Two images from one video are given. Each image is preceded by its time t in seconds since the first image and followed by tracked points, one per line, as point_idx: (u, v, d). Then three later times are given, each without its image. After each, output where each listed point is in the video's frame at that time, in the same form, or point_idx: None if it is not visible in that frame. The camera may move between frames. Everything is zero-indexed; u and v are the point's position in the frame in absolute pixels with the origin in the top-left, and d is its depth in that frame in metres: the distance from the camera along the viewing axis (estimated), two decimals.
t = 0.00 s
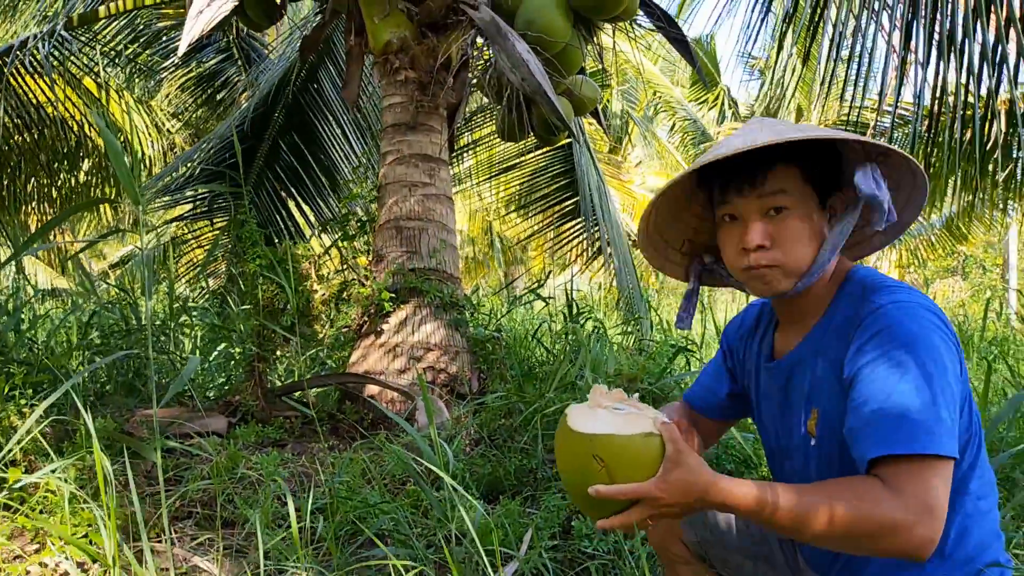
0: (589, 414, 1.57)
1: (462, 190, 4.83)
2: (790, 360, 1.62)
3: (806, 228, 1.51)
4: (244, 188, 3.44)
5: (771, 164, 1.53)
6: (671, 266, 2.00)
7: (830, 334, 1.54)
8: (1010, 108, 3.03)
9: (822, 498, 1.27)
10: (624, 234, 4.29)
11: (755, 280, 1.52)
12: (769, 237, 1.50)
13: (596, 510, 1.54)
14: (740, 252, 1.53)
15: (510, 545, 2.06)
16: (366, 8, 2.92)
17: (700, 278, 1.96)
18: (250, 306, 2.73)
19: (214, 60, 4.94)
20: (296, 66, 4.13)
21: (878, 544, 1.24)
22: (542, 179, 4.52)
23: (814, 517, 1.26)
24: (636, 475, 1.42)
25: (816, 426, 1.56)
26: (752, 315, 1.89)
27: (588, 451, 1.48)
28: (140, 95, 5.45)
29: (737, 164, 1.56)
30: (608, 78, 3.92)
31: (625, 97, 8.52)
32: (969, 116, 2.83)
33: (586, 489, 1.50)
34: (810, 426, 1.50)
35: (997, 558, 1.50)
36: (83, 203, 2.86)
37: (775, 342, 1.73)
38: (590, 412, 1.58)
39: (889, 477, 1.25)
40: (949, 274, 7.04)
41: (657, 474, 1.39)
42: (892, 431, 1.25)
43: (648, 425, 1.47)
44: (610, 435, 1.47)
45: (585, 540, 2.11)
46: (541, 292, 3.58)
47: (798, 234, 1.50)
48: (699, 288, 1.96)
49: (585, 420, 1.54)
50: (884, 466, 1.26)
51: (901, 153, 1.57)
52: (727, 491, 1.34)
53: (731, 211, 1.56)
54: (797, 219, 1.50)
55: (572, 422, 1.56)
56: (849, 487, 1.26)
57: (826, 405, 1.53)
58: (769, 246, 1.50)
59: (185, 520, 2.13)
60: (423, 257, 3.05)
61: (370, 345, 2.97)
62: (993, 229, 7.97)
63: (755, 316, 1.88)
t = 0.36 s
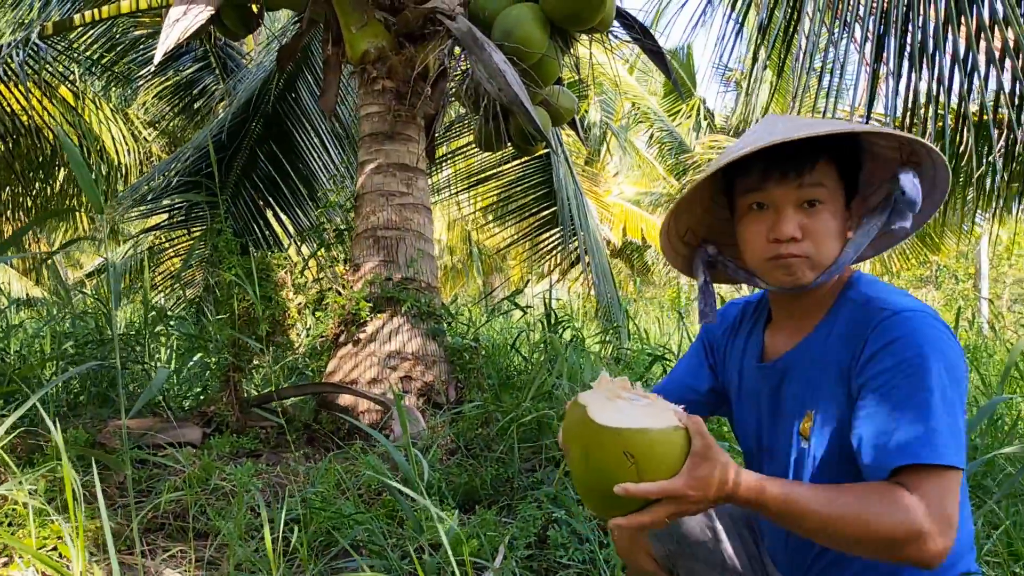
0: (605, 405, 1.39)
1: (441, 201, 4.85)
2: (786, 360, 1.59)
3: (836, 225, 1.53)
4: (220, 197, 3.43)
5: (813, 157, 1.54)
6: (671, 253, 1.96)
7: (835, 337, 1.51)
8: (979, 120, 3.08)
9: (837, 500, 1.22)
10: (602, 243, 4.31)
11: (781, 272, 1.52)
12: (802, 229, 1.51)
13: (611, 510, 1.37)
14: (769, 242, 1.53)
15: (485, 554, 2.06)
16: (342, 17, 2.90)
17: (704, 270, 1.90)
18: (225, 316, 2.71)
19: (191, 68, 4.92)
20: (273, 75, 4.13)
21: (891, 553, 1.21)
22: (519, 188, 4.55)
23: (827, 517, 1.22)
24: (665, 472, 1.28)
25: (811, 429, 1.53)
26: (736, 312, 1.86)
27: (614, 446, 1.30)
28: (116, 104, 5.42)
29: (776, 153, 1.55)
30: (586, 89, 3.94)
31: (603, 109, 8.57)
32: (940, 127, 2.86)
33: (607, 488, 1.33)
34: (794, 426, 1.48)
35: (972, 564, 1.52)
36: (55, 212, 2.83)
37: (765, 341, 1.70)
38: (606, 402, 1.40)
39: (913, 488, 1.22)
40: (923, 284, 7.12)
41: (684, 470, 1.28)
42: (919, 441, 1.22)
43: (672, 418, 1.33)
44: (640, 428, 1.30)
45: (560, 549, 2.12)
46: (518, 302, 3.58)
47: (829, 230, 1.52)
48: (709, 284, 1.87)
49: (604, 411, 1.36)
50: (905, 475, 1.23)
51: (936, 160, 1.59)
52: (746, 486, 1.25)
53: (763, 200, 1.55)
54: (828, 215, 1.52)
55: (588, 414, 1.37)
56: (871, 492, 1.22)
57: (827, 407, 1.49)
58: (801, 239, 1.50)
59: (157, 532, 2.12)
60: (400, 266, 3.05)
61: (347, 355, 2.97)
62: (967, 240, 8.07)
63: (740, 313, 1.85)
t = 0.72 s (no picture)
0: (640, 407, 1.25)
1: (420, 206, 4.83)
2: (771, 361, 1.59)
3: (820, 231, 1.54)
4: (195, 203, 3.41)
5: (796, 164, 1.53)
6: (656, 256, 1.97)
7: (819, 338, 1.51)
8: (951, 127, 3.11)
9: (862, 496, 1.20)
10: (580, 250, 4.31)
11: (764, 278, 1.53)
12: (786, 237, 1.52)
13: (644, 526, 1.22)
14: (753, 249, 1.54)
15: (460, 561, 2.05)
16: (319, 22, 2.91)
17: (688, 274, 1.90)
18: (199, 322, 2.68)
19: (167, 73, 4.90)
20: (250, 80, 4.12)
21: (908, 548, 1.20)
22: (498, 194, 4.54)
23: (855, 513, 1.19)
24: (713, 478, 1.15)
25: (795, 430, 1.52)
26: (717, 314, 1.86)
27: (666, 452, 1.16)
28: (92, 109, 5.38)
29: (758, 161, 1.54)
30: (563, 95, 3.95)
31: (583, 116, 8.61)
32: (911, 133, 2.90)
33: (650, 501, 1.18)
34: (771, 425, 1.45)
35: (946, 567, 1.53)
36: (27, 218, 2.81)
37: (747, 342, 1.70)
38: (641, 404, 1.25)
39: (924, 481, 1.22)
40: (899, 291, 7.18)
41: (725, 475, 1.15)
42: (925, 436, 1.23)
43: (711, 420, 1.21)
44: (692, 432, 1.16)
45: (536, 555, 2.11)
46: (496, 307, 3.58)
47: (813, 237, 1.52)
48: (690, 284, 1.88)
49: (644, 413, 1.22)
50: (911, 472, 1.24)
51: (919, 164, 1.61)
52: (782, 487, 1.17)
53: (746, 207, 1.55)
54: (812, 220, 1.53)
55: (628, 418, 1.22)
56: (886, 488, 1.21)
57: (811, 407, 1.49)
58: (785, 246, 1.51)
59: (128, 540, 2.09)
60: (377, 271, 3.03)
61: (322, 361, 2.95)
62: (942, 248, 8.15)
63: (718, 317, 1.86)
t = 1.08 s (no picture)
0: (689, 428, 1.20)
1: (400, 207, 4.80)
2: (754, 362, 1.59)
3: (798, 243, 1.55)
4: (171, 206, 3.38)
5: (775, 177, 1.54)
6: (640, 261, 1.97)
7: (804, 344, 1.53)
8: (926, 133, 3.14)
9: (877, 505, 1.20)
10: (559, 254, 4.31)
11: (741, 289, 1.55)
12: (764, 249, 1.53)
13: (695, 556, 1.18)
14: (731, 260, 1.56)
15: (440, 567, 2.04)
16: (297, 23, 2.86)
17: (672, 280, 1.91)
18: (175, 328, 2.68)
19: (143, 75, 4.85)
20: (227, 83, 4.09)
21: (916, 554, 1.23)
22: (477, 199, 4.54)
23: (874, 524, 1.18)
24: (769, 497, 1.15)
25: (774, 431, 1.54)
26: (702, 313, 1.87)
27: (732, 475, 1.12)
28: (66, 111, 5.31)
29: (737, 173, 1.55)
30: (542, 100, 3.96)
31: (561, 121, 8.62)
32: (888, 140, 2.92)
33: (712, 529, 1.14)
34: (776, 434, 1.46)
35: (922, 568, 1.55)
36: None
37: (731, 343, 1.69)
38: (690, 425, 1.21)
39: (926, 484, 1.27)
40: (875, 296, 7.23)
41: (774, 493, 1.16)
42: (920, 442, 1.28)
43: (754, 435, 1.19)
44: (751, 451, 1.14)
45: (516, 561, 2.11)
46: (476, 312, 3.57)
47: (791, 249, 1.54)
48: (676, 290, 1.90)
49: (700, 434, 1.18)
50: (910, 475, 1.28)
51: (898, 176, 1.63)
52: (810, 498, 1.17)
53: (725, 218, 1.57)
54: (790, 233, 1.54)
55: (686, 441, 1.17)
56: (892, 493, 1.24)
57: (797, 410, 1.51)
58: (763, 258, 1.53)
59: (103, 548, 2.06)
60: (355, 276, 3.02)
61: (300, 366, 2.93)
62: (916, 253, 8.24)
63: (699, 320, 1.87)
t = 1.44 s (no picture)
0: (676, 444, 1.20)
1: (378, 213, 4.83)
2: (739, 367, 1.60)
3: (786, 246, 1.57)
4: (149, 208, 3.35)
5: (766, 180, 1.56)
6: (627, 263, 1.97)
7: (789, 350, 1.54)
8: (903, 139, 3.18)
9: (864, 516, 1.22)
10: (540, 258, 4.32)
11: (728, 291, 1.57)
12: (752, 251, 1.56)
13: (686, 572, 1.20)
14: (719, 261, 1.58)
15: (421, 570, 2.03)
16: (277, 26, 2.85)
17: (657, 283, 1.89)
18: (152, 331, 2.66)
19: (120, 77, 4.80)
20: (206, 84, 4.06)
21: (901, 562, 1.25)
22: (457, 202, 4.53)
23: (863, 534, 1.20)
24: (757, 510, 1.16)
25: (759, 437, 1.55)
26: (685, 318, 1.89)
27: (721, 493, 1.13)
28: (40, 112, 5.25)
29: (729, 173, 1.57)
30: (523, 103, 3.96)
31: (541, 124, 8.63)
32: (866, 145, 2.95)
33: (703, 546, 1.15)
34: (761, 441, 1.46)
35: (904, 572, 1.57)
36: None
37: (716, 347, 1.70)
38: (676, 441, 1.20)
39: (911, 492, 1.29)
40: (853, 299, 7.29)
41: (764, 506, 1.17)
42: (906, 451, 1.30)
43: (741, 447, 1.20)
44: (740, 466, 1.15)
45: (498, 564, 2.11)
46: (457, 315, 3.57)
47: (779, 252, 1.56)
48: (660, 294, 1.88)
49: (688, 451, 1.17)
50: (894, 484, 1.30)
51: (885, 182, 1.65)
52: (798, 510, 1.18)
53: (715, 220, 1.59)
54: (779, 236, 1.56)
55: (674, 459, 1.17)
56: (878, 502, 1.26)
57: (782, 416, 1.52)
58: (752, 261, 1.55)
59: (81, 553, 2.04)
60: (336, 279, 3.01)
61: (280, 370, 2.92)
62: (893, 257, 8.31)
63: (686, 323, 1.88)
